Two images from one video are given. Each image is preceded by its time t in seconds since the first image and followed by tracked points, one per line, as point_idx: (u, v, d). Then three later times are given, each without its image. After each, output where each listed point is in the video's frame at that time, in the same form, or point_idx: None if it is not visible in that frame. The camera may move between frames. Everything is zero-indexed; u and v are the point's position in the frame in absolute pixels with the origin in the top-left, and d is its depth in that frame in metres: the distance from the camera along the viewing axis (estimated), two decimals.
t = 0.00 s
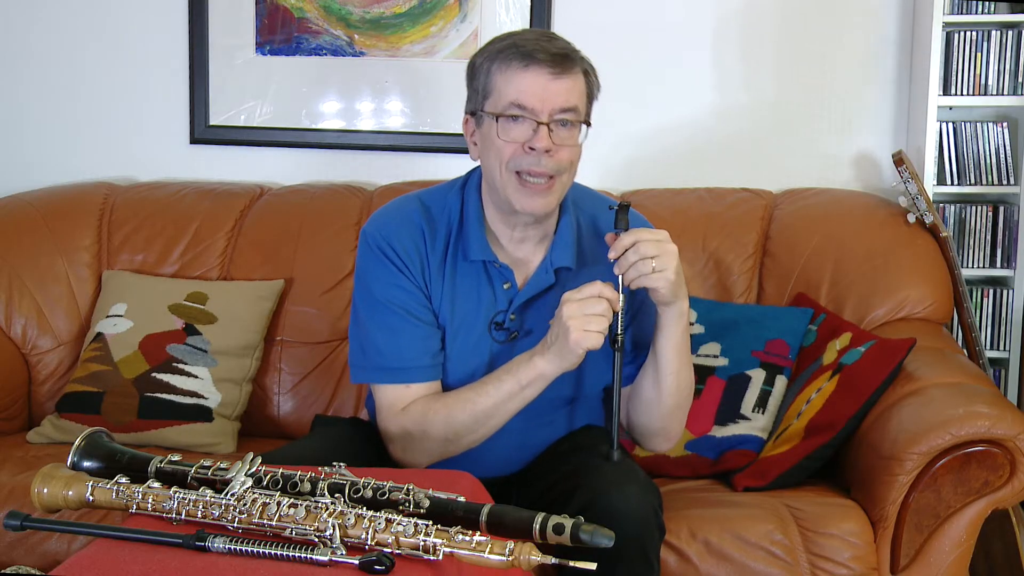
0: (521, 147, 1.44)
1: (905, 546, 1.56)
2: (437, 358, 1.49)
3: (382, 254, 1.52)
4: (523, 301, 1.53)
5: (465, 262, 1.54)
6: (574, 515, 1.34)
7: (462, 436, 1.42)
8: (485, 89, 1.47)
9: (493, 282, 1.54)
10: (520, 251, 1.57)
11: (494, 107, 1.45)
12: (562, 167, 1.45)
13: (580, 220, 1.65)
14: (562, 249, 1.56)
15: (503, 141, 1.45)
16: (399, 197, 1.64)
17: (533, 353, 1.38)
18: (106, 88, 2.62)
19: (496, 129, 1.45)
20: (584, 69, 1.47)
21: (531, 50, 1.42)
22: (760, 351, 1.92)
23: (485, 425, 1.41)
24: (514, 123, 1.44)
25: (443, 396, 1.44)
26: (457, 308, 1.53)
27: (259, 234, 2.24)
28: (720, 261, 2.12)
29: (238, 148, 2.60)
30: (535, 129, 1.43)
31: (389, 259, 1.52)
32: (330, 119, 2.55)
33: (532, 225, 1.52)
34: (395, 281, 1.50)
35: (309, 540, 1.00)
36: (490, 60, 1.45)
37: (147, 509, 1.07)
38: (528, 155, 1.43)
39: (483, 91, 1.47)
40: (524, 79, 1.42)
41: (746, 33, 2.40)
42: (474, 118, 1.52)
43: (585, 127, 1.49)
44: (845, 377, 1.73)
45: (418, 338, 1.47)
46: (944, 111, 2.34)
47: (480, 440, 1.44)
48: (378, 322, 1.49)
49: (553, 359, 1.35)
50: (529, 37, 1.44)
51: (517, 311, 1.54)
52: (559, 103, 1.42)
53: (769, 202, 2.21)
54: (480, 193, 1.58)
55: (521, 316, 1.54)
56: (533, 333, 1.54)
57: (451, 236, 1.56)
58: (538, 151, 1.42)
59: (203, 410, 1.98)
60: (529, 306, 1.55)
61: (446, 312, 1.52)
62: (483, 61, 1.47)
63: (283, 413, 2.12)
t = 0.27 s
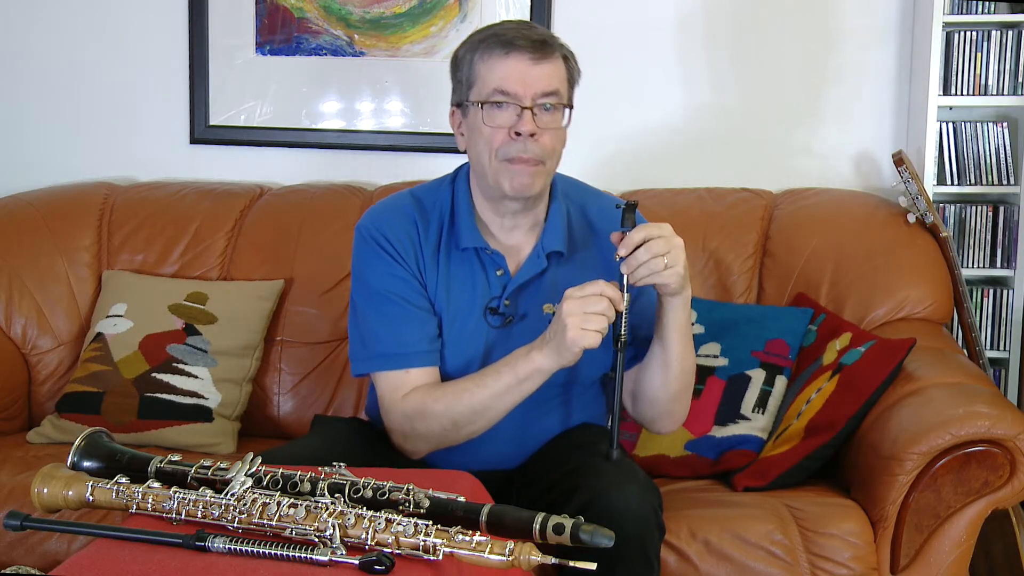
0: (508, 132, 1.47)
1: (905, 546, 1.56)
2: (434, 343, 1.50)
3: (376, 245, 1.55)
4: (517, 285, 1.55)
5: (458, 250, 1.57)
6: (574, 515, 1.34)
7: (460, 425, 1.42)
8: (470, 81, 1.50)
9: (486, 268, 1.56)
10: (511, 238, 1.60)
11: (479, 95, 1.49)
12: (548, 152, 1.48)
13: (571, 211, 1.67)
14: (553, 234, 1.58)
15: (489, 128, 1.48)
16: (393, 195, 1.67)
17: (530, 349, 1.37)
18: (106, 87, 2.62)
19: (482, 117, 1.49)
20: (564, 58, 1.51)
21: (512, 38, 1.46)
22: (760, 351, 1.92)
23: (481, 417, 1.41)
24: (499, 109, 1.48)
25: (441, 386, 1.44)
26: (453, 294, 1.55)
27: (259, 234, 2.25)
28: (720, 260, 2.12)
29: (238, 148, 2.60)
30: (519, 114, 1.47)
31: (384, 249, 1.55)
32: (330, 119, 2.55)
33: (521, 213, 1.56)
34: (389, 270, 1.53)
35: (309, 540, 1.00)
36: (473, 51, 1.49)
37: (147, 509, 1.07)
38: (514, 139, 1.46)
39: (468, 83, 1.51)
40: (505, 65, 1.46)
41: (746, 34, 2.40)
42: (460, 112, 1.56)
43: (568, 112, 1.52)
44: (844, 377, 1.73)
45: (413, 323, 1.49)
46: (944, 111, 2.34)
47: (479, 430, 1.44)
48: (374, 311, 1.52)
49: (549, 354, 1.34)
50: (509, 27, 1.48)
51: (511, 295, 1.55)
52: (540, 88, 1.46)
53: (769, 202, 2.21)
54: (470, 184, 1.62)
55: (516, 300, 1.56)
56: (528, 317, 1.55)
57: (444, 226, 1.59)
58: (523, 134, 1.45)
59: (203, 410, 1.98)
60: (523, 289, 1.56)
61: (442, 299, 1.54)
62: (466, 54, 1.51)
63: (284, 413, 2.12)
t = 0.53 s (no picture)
0: (509, 145, 1.45)
1: (905, 546, 1.56)
2: (430, 331, 1.51)
3: (372, 238, 1.57)
4: (513, 273, 1.55)
5: (452, 240, 1.57)
6: (574, 514, 1.34)
7: (454, 413, 1.42)
8: (464, 89, 1.47)
9: (481, 259, 1.56)
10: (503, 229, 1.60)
11: (475, 108, 1.46)
12: (545, 155, 1.48)
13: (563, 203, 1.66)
14: (547, 223, 1.58)
15: (488, 139, 1.46)
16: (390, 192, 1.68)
17: (527, 339, 1.37)
18: (106, 88, 2.62)
19: (480, 129, 1.47)
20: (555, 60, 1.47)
21: (505, 50, 1.42)
22: (760, 351, 1.92)
23: (476, 406, 1.40)
24: (496, 121, 1.45)
25: (438, 373, 1.45)
26: (449, 284, 1.55)
27: (259, 234, 2.25)
28: (720, 260, 2.13)
29: (238, 148, 2.60)
30: (518, 126, 1.44)
31: (379, 242, 1.56)
32: (330, 119, 2.55)
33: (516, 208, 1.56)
34: (384, 262, 1.54)
35: (309, 540, 1.00)
36: (465, 60, 1.45)
37: (147, 509, 1.07)
38: (515, 151, 1.45)
39: (462, 91, 1.48)
40: (502, 79, 1.43)
41: (745, 34, 2.40)
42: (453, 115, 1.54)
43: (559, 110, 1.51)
44: (844, 377, 1.73)
45: (408, 311, 1.50)
46: (944, 111, 2.34)
47: (475, 420, 1.44)
48: (371, 302, 1.53)
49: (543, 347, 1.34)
50: (501, 35, 1.44)
51: (507, 283, 1.56)
52: (537, 98, 1.44)
53: (769, 202, 2.21)
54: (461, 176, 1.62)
55: (512, 287, 1.56)
56: (524, 304, 1.56)
57: (438, 218, 1.59)
58: (523, 147, 1.44)
59: (203, 410, 1.98)
60: (518, 277, 1.57)
61: (438, 289, 1.55)
62: (457, 61, 1.47)
63: (284, 413, 2.12)
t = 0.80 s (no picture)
0: (507, 162, 1.45)
1: (905, 546, 1.56)
2: (427, 334, 1.51)
3: (369, 243, 1.57)
4: (511, 271, 1.55)
5: (449, 242, 1.57)
6: (574, 514, 1.34)
7: (451, 416, 1.43)
8: (456, 108, 1.47)
9: (478, 259, 1.56)
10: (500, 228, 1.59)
11: (471, 129, 1.46)
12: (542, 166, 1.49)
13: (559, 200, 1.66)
14: (543, 220, 1.58)
15: (485, 157, 1.47)
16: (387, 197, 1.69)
17: (519, 343, 1.37)
18: (106, 88, 2.62)
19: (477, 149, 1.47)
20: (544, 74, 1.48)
21: (495, 68, 1.42)
22: (760, 351, 1.92)
23: (473, 408, 1.41)
24: (491, 138, 1.46)
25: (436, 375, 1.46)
26: (446, 285, 1.55)
27: (259, 234, 2.25)
28: (720, 260, 2.13)
29: (238, 148, 2.60)
30: (514, 143, 1.44)
31: (376, 246, 1.57)
32: (330, 119, 2.55)
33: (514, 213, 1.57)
34: (380, 266, 1.55)
35: (309, 540, 1.00)
36: (455, 81, 1.45)
37: (147, 509, 1.07)
38: (512, 167, 1.45)
39: (454, 111, 1.48)
40: (494, 100, 1.43)
41: (745, 34, 2.40)
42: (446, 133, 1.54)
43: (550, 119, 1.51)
44: (844, 377, 1.73)
45: (405, 316, 1.51)
46: (944, 111, 2.34)
47: (471, 422, 1.45)
48: (368, 307, 1.54)
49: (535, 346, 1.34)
50: (487, 55, 1.43)
51: (505, 281, 1.56)
52: (530, 113, 1.44)
53: (769, 202, 2.21)
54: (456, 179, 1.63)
55: (512, 285, 1.56)
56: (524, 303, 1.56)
57: (434, 220, 1.59)
58: (521, 162, 1.45)
59: (203, 410, 1.98)
60: (517, 274, 1.56)
61: (436, 290, 1.55)
62: (447, 82, 1.47)
63: (284, 413, 2.12)
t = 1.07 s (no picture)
0: (501, 160, 1.46)
1: (905, 546, 1.56)
2: (424, 335, 1.52)
3: (367, 245, 1.58)
4: (509, 270, 1.55)
5: (447, 243, 1.57)
6: (574, 513, 1.34)
7: (446, 420, 1.44)
8: (448, 110, 1.48)
9: (477, 259, 1.56)
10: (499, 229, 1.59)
11: (464, 129, 1.47)
12: (537, 163, 1.49)
13: (558, 200, 1.66)
14: (541, 220, 1.58)
15: (479, 156, 1.47)
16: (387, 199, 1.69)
17: (517, 348, 1.37)
18: (106, 88, 2.62)
19: (471, 149, 1.47)
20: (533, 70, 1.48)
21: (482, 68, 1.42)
22: (760, 351, 1.92)
23: (468, 412, 1.42)
24: (484, 137, 1.46)
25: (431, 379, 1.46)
26: (444, 286, 1.55)
27: (259, 234, 2.25)
28: (720, 260, 2.13)
29: (238, 148, 2.60)
30: (507, 140, 1.45)
31: (374, 248, 1.57)
32: (330, 119, 2.55)
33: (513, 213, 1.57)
34: (377, 268, 1.55)
35: (309, 540, 1.00)
36: (444, 83, 1.46)
37: (147, 509, 1.07)
38: (507, 164, 1.46)
39: (446, 112, 1.48)
40: (484, 99, 1.43)
41: (745, 33, 2.40)
42: (441, 135, 1.54)
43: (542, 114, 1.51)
44: (844, 377, 1.73)
45: (401, 317, 1.51)
46: (944, 111, 2.34)
47: (466, 425, 1.45)
48: (365, 309, 1.54)
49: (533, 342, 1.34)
50: (474, 55, 1.44)
51: (504, 281, 1.56)
52: (521, 109, 1.44)
53: (769, 203, 2.21)
54: (454, 180, 1.63)
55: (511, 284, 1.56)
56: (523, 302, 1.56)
57: (432, 221, 1.59)
58: (514, 159, 1.45)
59: (203, 410, 1.98)
60: (516, 273, 1.56)
61: (434, 291, 1.55)
62: (436, 85, 1.48)
63: (284, 413, 2.12)
